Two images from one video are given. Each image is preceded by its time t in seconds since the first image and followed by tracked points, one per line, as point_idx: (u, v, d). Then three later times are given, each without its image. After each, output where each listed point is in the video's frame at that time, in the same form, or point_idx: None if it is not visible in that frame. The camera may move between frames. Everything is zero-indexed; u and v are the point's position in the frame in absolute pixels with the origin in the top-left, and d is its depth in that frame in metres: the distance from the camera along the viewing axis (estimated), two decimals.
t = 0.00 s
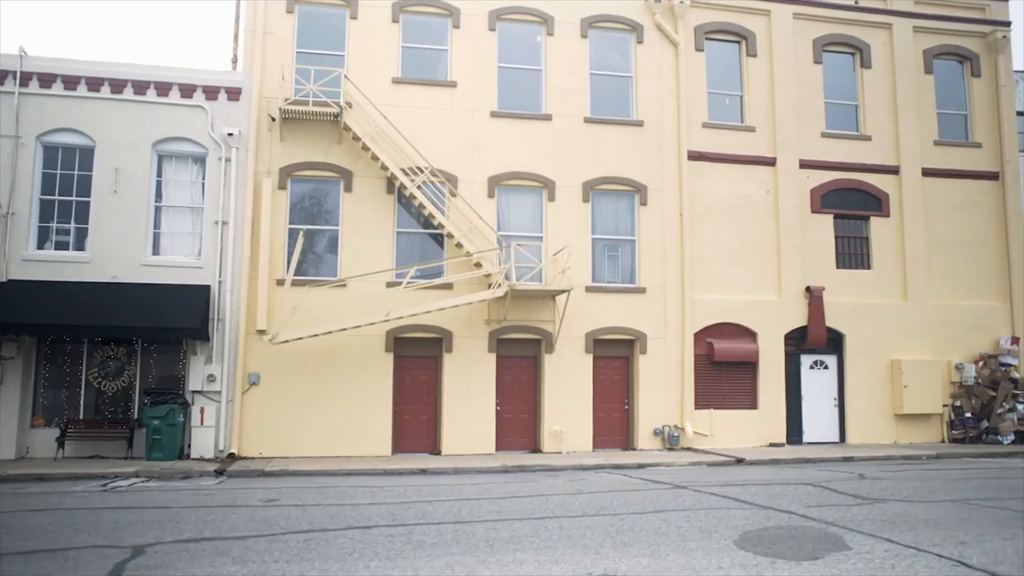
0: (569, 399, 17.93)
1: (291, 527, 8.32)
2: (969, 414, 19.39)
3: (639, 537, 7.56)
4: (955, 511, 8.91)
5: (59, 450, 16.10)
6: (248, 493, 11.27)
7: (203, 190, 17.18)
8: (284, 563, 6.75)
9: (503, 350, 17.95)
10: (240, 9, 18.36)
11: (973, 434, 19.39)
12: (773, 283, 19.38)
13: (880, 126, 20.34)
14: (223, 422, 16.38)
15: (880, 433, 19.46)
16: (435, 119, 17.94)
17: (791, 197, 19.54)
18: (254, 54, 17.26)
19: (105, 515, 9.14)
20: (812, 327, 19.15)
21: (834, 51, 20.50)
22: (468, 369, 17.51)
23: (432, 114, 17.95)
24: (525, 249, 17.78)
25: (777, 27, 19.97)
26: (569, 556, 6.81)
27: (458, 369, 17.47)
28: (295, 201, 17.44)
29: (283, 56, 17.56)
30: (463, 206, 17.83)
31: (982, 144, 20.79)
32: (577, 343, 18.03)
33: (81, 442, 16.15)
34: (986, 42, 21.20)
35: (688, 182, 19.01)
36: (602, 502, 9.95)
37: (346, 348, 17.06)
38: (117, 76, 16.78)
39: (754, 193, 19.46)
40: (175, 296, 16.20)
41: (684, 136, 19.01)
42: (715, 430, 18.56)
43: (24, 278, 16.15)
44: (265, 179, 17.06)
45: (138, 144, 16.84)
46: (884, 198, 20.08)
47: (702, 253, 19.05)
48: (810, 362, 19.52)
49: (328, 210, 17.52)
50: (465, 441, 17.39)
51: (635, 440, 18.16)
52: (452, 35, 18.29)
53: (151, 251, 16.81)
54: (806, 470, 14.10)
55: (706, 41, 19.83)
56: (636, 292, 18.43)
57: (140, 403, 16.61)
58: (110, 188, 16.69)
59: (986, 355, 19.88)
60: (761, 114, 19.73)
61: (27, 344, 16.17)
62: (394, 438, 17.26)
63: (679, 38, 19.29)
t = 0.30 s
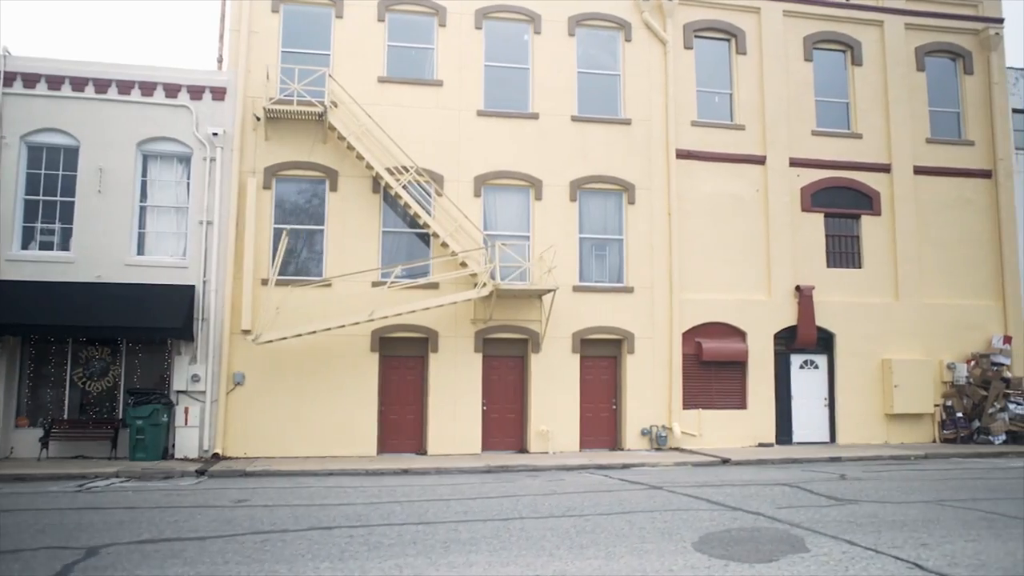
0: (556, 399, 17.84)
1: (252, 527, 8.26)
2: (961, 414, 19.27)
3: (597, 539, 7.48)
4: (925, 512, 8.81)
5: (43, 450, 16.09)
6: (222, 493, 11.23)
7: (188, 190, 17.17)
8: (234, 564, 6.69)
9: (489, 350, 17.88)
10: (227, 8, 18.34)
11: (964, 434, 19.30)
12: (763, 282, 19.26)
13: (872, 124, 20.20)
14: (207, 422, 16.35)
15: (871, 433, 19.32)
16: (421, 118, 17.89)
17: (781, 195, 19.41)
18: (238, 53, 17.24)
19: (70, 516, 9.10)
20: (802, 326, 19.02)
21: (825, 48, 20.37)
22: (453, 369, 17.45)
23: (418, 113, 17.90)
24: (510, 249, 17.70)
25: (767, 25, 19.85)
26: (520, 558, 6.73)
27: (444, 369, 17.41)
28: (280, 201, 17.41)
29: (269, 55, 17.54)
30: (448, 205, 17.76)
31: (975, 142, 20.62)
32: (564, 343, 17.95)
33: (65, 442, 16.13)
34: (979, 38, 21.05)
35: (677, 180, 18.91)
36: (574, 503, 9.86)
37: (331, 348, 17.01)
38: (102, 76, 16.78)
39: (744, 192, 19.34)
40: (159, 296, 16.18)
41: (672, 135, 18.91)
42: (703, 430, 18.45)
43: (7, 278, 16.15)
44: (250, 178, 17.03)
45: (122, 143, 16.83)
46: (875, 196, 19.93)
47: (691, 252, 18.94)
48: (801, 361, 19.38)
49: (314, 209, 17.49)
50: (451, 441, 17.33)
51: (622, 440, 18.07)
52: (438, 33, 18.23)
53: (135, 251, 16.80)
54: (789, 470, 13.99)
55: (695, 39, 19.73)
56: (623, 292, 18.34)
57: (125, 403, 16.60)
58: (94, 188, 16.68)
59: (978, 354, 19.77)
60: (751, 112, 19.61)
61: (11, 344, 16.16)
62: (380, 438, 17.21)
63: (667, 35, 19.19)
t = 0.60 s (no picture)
0: (545, 399, 17.78)
1: (218, 527, 8.20)
2: (953, 413, 19.14)
3: (562, 540, 7.40)
4: (900, 513, 8.73)
5: (29, 450, 16.07)
6: (199, 493, 11.19)
7: (176, 189, 17.14)
8: (190, 565, 6.62)
9: (477, 350, 17.82)
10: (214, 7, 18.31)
11: (957, 434, 19.15)
12: (754, 280, 19.15)
13: (864, 122, 20.08)
14: (194, 421, 16.32)
15: (863, 433, 19.21)
16: (408, 117, 17.84)
17: (772, 194, 19.31)
18: (226, 53, 17.21)
19: (40, 516, 9.05)
20: (793, 325, 18.92)
21: (817, 46, 20.25)
22: (441, 369, 17.40)
23: (406, 112, 17.85)
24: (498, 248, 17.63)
25: (758, 22, 19.74)
26: (479, 559, 6.66)
27: (432, 369, 17.36)
28: (267, 201, 17.38)
29: (256, 55, 17.52)
30: (436, 204, 17.71)
31: (969, 140, 20.48)
32: (553, 342, 17.88)
33: (52, 442, 16.11)
34: (973, 36, 20.92)
35: (667, 179, 18.82)
36: (549, 503, 9.79)
37: (318, 348, 16.98)
38: (89, 75, 16.77)
39: (734, 190, 19.24)
40: (145, 296, 16.15)
41: (662, 133, 18.82)
42: (693, 430, 18.36)
43: None
44: (237, 178, 17.00)
45: (109, 143, 16.82)
46: (868, 194, 19.81)
47: (681, 251, 18.85)
48: (792, 361, 19.28)
49: (301, 208, 17.45)
50: (439, 440, 17.28)
51: (611, 440, 17.99)
52: (426, 32, 18.18)
53: (122, 251, 16.78)
54: (774, 470, 13.91)
55: (685, 37, 19.64)
56: (613, 291, 18.26)
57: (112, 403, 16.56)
58: (81, 187, 16.66)
59: (972, 353, 19.63)
60: (742, 110, 19.51)
61: None
62: (368, 437, 17.16)
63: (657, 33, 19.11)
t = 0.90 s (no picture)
0: (533, 398, 17.72)
1: (185, 527, 8.16)
2: (945, 413, 19.09)
3: (525, 540, 7.34)
4: (874, 513, 8.64)
5: (16, 449, 16.06)
6: (176, 492, 11.15)
7: (163, 189, 17.13)
8: (147, 564, 6.57)
9: (466, 349, 17.77)
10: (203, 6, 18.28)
11: (949, 433, 19.09)
12: (744, 279, 19.06)
13: (856, 119, 19.97)
14: (181, 421, 16.31)
15: (854, 432, 19.10)
16: (396, 115, 17.79)
17: (764, 192, 19.20)
18: (213, 52, 17.18)
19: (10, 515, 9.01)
20: (784, 324, 18.83)
21: (809, 43, 20.14)
22: (429, 368, 17.35)
23: (394, 110, 17.81)
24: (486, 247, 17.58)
25: (749, 20, 19.64)
26: (437, 559, 6.61)
27: (419, 368, 17.32)
28: (254, 200, 17.35)
29: (244, 54, 17.49)
30: (424, 203, 17.66)
31: (962, 137, 20.35)
32: (541, 341, 17.82)
33: (38, 442, 16.10)
34: (966, 33, 20.79)
35: (657, 177, 18.74)
36: (524, 503, 9.72)
37: (305, 347, 16.95)
38: (76, 74, 16.75)
39: (725, 189, 19.15)
40: (131, 295, 16.13)
41: (652, 131, 18.73)
42: (683, 430, 18.28)
43: None
44: (224, 177, 16.98)
45: (96, 143, 16.80)
46: (860, 192, 19.70)
47: (671, 249, 18.77)
48: (783, 360, 19.18)
49: (289, 207, 17.43)
50: (427, 440, 17.23)
51: (600, 440, 17.92)
52: (415, 30, 18.12)
53: (110, 250, 16.76)
54: (760, 470, 13.83)
55: (676, 35, 19.55)
56: (602, 290, 18.18)
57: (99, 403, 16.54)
58: (68, 187, 16.66)
59: (964, 351, 19.50)
60: (733, 108, 19.41)
61: None
62: (355, 437, 17.13)
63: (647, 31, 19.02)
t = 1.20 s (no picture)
0: (522, 398, 17.67)
1: (149, 528, 8.14)
2: (937, 413, 18.95)
3: (487, 542, 7.30)
4: (845, 515, 8.57)
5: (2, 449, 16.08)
6: (153, 493, 11.13)
7: (151, 189, 17.12)
8: (103, 567, 6.55)
9: (454, 349, 17.72)
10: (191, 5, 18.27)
11: (940, 434, 18.99)
12: (735, 278, 18.98)
13: (848, 117, 19.86)
14: (167, 421, 16.30)
15: (845, 432, 19.01)
16: (384, 115, 17.75)
17: (754, 191, 19.11)
18: (200, 51, 17.17)
19: None
20: (774, 323, 18.74)
21: (801, 41, 20.03)
22: (417, 368, 17.32)
23: (382, 109, 17.77)
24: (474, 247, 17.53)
25: (740, 17, 19.55)
26: (394, 562, 6.57)
27: (407, 368, 17.29)
28: (242, 200, 17.34)
29: (231, 53, 17.47)
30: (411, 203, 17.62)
31: (955, 135, 20.23)
32: (530, 341, 17.76)
33: (25, 442, 16.12)
34: (959, 30, 20.67)
35: (646, 176, 18.67)
36: (496, 504, 9.67)
37: (292, 347, 16.94)
38: (63, 74, 16.75)
39: (715, 187, 19.06)
40: (118, 295, 16.13)
41: (641, 130, 18.66)
42: (672, 430, 18.21)
43: None
44: (212, 176, 16.97)
45: (83, 142, 16.80)
46: (851, 191, 19.59)
47: (660, 248, 18.70)
48: (774, 360, 19.08)
49: (277, 207, 17.41)
50: (414, 440, 17.20)
51: (589, 440, 17.86)
52: (403, 29, 18.08)
53: (97, 250, 16.76)
54: (744, 470, 13.76)
55: (667, 33, 19.47)
56: (590, 289, 18.12)
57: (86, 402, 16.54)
58: (56, 187, 16.66)
59: (956, 351, 19.40)
60: (723, 106, 19.32)
61: None
62: (343, 437, 17.10)
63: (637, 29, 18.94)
